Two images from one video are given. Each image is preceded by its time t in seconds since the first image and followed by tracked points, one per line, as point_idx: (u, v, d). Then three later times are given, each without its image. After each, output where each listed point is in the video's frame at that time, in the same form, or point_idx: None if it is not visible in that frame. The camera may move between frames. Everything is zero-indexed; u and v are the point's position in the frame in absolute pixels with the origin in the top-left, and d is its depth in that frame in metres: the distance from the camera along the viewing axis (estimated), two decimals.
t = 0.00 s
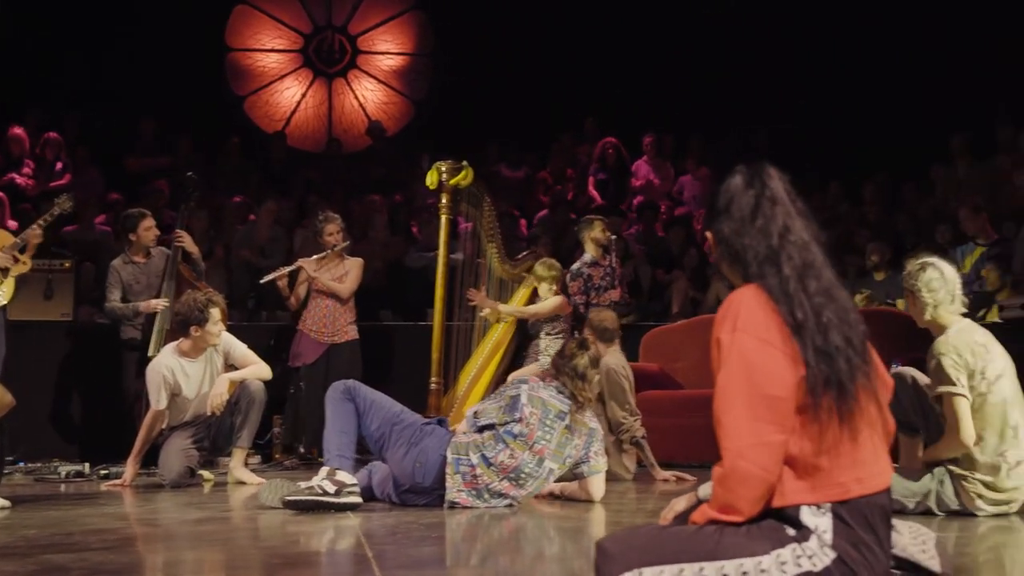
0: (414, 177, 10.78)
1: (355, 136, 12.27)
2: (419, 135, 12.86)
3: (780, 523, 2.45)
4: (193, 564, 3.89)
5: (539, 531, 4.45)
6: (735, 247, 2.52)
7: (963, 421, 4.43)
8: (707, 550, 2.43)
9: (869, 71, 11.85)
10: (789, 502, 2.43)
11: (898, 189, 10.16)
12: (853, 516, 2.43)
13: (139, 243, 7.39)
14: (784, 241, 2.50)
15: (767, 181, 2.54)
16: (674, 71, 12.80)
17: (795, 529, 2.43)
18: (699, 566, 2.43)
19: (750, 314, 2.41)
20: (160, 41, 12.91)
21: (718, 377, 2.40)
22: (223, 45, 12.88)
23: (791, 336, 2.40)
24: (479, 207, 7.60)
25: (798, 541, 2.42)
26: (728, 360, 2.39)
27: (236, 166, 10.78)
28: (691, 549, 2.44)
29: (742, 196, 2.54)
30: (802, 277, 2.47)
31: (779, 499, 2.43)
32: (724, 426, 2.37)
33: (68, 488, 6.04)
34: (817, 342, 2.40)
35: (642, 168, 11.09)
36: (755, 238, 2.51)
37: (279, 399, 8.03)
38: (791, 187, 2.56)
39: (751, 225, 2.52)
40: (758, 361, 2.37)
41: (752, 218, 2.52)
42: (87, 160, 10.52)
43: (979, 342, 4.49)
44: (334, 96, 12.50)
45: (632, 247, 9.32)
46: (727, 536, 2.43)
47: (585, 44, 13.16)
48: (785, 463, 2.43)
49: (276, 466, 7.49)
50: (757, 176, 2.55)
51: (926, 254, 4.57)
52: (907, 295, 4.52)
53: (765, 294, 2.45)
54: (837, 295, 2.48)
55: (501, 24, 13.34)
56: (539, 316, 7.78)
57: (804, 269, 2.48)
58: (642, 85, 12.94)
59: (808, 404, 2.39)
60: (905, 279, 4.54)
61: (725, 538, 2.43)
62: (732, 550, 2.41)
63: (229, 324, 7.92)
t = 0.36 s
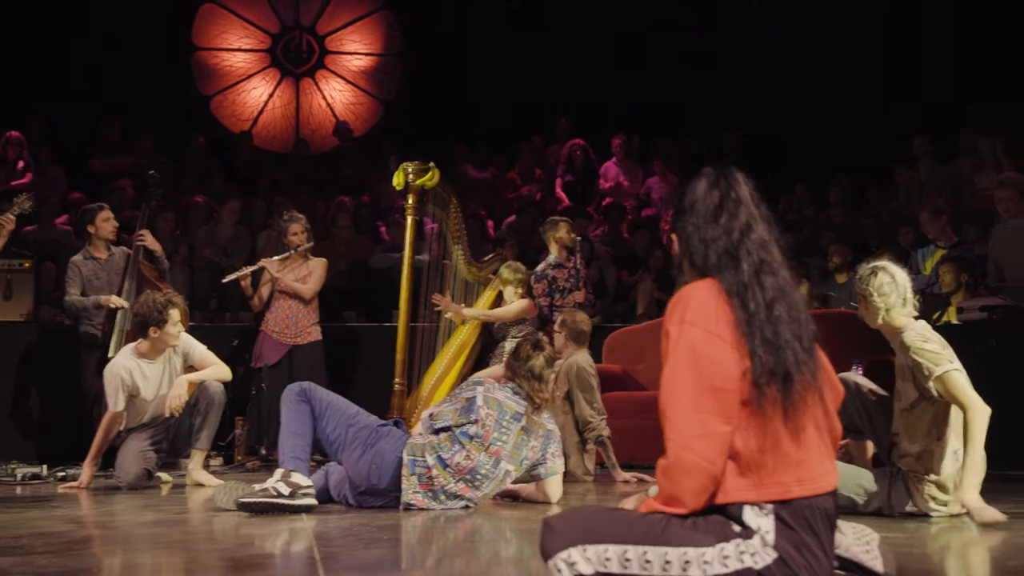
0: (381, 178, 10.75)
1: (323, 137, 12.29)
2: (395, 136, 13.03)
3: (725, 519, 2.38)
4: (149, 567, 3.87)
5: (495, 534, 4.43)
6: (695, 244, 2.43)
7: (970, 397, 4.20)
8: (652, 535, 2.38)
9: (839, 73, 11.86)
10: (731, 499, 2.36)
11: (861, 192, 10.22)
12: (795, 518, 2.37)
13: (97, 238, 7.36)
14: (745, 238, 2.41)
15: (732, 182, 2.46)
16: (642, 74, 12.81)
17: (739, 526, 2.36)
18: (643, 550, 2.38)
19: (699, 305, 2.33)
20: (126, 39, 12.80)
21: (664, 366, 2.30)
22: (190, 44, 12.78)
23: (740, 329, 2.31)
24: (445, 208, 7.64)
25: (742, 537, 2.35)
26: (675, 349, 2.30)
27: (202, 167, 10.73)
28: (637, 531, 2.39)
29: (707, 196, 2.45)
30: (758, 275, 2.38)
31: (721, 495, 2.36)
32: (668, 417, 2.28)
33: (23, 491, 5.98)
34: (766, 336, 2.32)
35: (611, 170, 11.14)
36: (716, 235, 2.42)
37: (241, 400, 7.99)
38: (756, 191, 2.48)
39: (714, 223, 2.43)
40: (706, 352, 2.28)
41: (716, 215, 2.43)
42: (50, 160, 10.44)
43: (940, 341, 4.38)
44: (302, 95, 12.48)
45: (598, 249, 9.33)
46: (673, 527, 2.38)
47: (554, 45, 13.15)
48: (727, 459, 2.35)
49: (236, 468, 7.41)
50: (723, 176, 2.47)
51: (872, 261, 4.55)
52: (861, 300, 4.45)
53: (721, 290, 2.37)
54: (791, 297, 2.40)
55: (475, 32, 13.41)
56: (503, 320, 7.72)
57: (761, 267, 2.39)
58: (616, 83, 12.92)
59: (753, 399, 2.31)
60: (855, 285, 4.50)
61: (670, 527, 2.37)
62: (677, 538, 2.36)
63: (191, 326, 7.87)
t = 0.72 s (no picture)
0: (349, 177, 10.71)
1: (291, 135, 12.32)
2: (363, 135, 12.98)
3: (668, 523, 2.41)
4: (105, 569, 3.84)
5: (455, 535, 4.43)
6: (653, 234, 2.44)
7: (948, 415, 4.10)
8: (593, 547, 2.40)
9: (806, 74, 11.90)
10: (673, 500, 2.39)
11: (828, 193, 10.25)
12: (738, 519, 2.39)
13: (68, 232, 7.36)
14: (706, 231, 2.44)
15: (688, 175, 2.48)
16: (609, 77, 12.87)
17: (683, 530, 2.40)
18: (586, 563, 2.40)
19: (645, 304, 2.35)
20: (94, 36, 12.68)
21: (608, 366, 2.32)
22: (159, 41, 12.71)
23: (687, 327, 2.33)
24: (413, 209, 7.54)
25: (686, 542, 2.38)
26: (620, 349, 2.32)
27: (168, 165, 10.64)
28: (579, 545, 2.41)
29: (663, 189, 2.46)
30: (722, 271, 2.41)
31: (664, 496, 2.38)
32: (611, 417, 2.31)
33: None
34: (717, 333, 2.34)
35: (580, 170, 11.14)
36: (678, 225, 2.43)
37: (206, 400, 7.94)
38: (709, 186, 2.51)
39: (673, 213, 2.45)
40: (650, 353, 2.30)
41: (675, 206, 2.45)
42: (13, 157, 10.32)
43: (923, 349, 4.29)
44: (270, 94, 12.56)
45: (565, 249, 9.33)
46: (614, 537, 2.40)
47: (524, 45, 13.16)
48: (670, 459, 2.37)
49: (200, 469, 7.38)
50: (678, 170, 2.49)
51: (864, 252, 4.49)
52: (846, 291, 4.42)
53: (675, 285, 2.39)
54: (746, 297, 2.43)
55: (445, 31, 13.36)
56: (462, 326, 7.66)
57: (724, 263, 2.42)
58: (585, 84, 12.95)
59: (697, 400, 2.33)
60: (842, 277, 4.44)
61: (612, 536, 2.40)
62: (618, 547, 2.38)
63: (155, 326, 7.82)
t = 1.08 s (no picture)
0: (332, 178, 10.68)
1: (274, 135, 12.27)
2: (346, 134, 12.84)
3: (630, 527, 2.44)
4: (76, 571, 3.83)
5: (429, 535, 4.43)
6: (598, 241, 2.49)
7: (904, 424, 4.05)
8: (552, 556, 2.42)
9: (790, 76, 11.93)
10: (638, 503, 2.41)
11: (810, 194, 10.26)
12: (701, 520, 2.42)
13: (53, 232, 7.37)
14: (648, 235, 2.49)
15: (630, 178, 2.54)
16: (592, 78, 12.90)
17: (645, 534, 2.42)
18: (545, 571, 2.42)
19: (602, 311, 2.38)
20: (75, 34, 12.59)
21: (568, 374, 2.36)
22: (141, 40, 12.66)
23: (642, 332, 2.37)
24: (393, 208, 7.55)
25: (647, 545, 2.41)
26: (579, 357, 2.36)
27: (149, 165, 10.61)
28: (539, 555, 2.43)
29: (605, 193, 2.52)
30: (664, 274, 2.45)
31: (627, 500, 2.41)
32: (572, 425, 2.34)
33: None
34: (672, 337, 2.38)
35: (562, 172, 11.07)
36: (618, 231, 2.48)
37: (186, 401, 7.92)
38: (653, 186, 2.56)
39: (615, 219, 2.50)
40: (608, 360, 2.33)
41: (616, 212, 2.50)
42: None
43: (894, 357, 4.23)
44: (254, 93, 12.58)
45: (547, 249, 9.32)
46: (574, 543, 2.42)
47: (508, 46, 13.16)
48: (632, 463, 2.41)
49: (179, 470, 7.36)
50: (620, 172, 2.54)
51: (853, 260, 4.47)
52: (827, 297, 4.42)
53: (626, 289, 2.43)
54: (696, 294, 2.48)
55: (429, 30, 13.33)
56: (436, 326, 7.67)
57: (666, 264, 2.46)
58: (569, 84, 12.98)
59: (656, 404, 2.37)
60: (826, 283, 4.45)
61: (573, 543, 2.42)
62: (577, 554, 2.40)
63: (133, 327, 7.80)
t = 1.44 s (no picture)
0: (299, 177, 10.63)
1: (241, 135, 12.04)
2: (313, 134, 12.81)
3: (569, 524, 2.44)
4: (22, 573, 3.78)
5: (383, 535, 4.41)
6: (538, 249, 2.48)
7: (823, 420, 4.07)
8: (491, 547, 2.41)
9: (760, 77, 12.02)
10: (577, 504, 2.41)
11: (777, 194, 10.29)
12: (639, 519, 2.41)
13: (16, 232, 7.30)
14: (588, 240, 2.47)
15: (572, 185, 2.51)
16: (562, 79, 12.92)
17: (582, 531, 2.43)
18: (481, 563, 2.41)
19: (543, 313, 2.36)
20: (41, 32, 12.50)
21: (508, 376, 2.33)
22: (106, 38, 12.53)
23: (581, 334, 2.36)
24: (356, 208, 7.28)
25: (585, 542, 2.41)
26: (520, 359, 2.33)
27: (115, 164, 10.54)
28: (479, 542, 2.43)
29: (547, 202, 2.49)
30: (604, 278, 2.44)
31: (568, 501, 2.41)
32: (514, 426, 2.32)
33: None
34: (610, 340, 2.37)
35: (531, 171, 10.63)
36: (559, 238, 2.47)
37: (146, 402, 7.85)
38: (597, 192, 2.53)
39: (556, 226, 2.48)
40: (548, 360, 2.31)
41: (558, 218, 2.48)
42: None
43: (813, 354, 4.27)
44: (220, 93, 12.31)
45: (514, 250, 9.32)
46: (513, 534, 2.42)
47: (478, 46, 13.16)
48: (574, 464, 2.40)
49: (138, 471, 7.30)
50: (563, 179, 2.51)
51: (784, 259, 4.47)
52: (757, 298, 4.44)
53: (565, 293, 2.42)
54: (636, 299, 2.47)
55: (399, 31, 13.40)
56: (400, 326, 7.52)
57: (604, 269, 2.45)
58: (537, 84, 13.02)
59: (596, 405, 2.36)
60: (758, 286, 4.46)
61: (511, 535, 2.42)
62: (516, 548, 2.40)
63: (93, 326, 7.73)
